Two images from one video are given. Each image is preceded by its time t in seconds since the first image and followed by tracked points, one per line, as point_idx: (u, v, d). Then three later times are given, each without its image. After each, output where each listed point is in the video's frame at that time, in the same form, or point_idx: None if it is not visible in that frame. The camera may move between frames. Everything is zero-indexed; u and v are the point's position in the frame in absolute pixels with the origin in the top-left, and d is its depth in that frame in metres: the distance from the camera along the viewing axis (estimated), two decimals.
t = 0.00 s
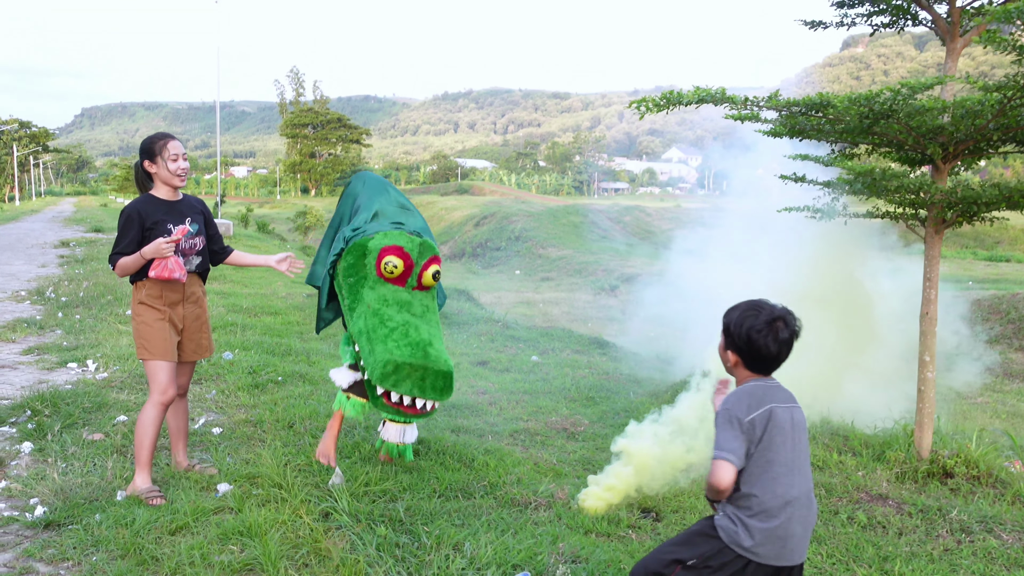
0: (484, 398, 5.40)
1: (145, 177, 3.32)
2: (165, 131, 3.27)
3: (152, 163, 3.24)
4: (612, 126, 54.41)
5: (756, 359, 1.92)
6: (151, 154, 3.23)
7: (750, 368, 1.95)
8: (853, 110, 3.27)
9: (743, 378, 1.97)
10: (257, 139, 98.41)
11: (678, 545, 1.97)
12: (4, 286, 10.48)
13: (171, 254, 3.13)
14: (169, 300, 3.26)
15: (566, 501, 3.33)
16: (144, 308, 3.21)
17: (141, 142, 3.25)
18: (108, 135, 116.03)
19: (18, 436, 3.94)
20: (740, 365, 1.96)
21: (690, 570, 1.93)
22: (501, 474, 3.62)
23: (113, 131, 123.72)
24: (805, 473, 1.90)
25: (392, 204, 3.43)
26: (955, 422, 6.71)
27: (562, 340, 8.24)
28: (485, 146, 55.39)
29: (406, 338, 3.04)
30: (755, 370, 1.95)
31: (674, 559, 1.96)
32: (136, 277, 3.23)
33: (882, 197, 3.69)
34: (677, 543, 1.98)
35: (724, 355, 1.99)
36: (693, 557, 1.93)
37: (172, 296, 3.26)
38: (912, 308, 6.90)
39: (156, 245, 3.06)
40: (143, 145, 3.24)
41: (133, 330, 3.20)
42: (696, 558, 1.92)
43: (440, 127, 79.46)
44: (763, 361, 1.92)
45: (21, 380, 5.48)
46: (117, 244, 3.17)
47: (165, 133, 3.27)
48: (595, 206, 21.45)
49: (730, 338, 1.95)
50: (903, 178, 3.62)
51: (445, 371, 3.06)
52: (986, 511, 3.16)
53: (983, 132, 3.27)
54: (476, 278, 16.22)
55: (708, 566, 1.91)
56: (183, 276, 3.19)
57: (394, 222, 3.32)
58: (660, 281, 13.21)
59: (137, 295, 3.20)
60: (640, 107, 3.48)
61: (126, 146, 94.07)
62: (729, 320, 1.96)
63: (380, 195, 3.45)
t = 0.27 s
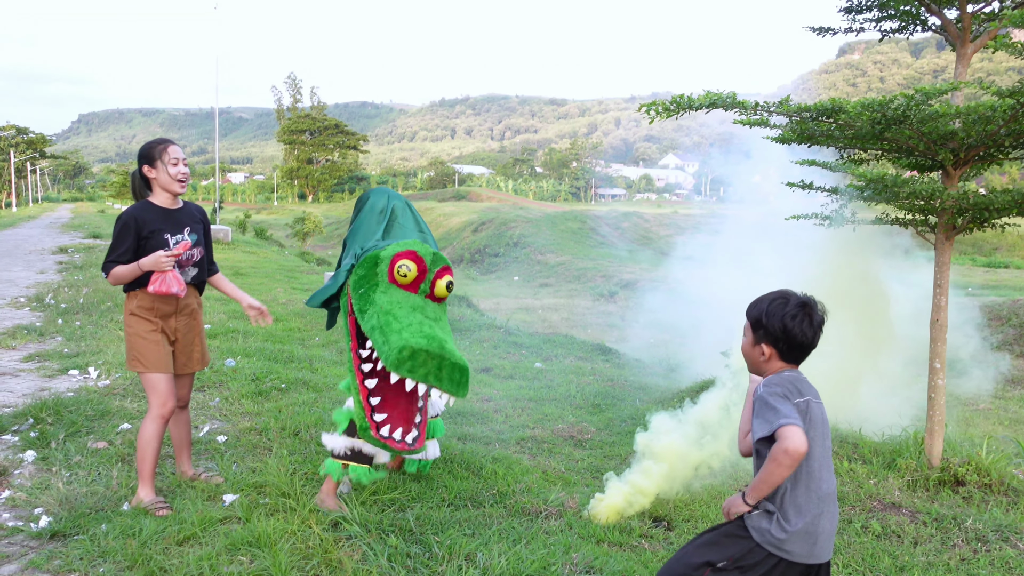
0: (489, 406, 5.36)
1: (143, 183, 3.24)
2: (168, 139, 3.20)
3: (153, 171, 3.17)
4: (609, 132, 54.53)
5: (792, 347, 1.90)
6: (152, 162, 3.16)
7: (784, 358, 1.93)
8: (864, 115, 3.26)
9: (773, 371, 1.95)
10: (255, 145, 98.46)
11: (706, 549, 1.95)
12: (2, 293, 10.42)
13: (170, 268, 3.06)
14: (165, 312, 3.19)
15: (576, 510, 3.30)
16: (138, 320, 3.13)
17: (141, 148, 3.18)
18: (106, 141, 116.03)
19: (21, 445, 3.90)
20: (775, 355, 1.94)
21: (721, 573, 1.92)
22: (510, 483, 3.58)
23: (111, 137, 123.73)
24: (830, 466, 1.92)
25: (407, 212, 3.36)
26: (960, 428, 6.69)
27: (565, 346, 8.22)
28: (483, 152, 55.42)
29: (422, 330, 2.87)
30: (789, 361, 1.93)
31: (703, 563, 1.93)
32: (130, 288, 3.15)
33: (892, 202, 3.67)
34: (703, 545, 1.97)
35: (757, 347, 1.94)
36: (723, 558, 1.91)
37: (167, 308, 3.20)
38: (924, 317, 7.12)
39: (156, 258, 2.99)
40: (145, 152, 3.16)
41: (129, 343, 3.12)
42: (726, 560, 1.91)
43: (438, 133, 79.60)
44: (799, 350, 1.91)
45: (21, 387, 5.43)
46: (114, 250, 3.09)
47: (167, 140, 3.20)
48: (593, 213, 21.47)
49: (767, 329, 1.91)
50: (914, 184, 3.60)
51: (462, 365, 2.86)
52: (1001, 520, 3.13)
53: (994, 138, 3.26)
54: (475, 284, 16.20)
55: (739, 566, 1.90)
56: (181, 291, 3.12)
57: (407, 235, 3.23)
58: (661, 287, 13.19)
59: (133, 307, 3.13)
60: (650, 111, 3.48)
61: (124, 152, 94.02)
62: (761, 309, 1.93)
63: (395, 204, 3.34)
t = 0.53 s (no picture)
0: (489, 412, 5.35)
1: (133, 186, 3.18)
2: (161, 142, 3.15)
3: (145, 175, 3.11)
4: (603, 138, 54.73)
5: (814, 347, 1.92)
6: (143, 166, 3.10)
7: (802, 361, 1.93)
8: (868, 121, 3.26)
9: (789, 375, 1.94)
10: (248, 151, 98.34)
11: None
12: None
13: (159, 277, 2.99)
14: (154, 320, 3.13)
15: (581, 517, 3.28)
16: (126, 329, 3.07)
17: (133, 151, 3.12)
18: (99, 147, 115.70)
19: (18, 452, 3.85)
20: (796, 359, 1.93)
21: None
22: (514, 490, 3.56)
23: (105, 142, 123.41)
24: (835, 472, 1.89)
25: (420, 222, 3.32)
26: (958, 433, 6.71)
27: (564, 352, 8.21)
28: (476, 157, 55.44)
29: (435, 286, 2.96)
30: (806, 365, 1.94)
31: None
32: (118, 295, 3.08)
33: (895, 207, 3.68)
34: None
35: (778, 354, 1.91)
36: None
37: (156, 317, 3.13)
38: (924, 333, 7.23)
39: (145, 265, 2.92)
40: (136, 156, 3.10)
41: (119, 352, 3.07)
42: None
43: (432, 138, 79.68)
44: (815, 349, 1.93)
45: (17, 394, 5.38)
46: (100, 256, 3.02)
47: (160, 144, 3.15)
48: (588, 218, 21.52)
49: (789, 333, 1.90)
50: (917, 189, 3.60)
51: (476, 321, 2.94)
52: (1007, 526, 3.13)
53: (997, 144, 3.27)
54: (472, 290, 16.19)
55: None
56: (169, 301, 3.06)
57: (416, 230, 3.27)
58: (657, 293, 13.20)
59: (122, 316, 3.07)
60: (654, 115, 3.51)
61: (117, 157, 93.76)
62: (776, 311, 1.92)
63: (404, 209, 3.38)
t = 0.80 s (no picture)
0: (480, 416, 5.33)
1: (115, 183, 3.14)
2: (144, 138, 3.13)
3: (127, 170, 3.08)
4: (587, 142, 55.05)
5: (796, 383, 1.91)
6: (126, 160, 3.07)
7: (785, 398, 1.91)
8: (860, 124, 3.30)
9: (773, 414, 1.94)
10: (231, 154, 97.57)
11: None
12: None
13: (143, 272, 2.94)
14: (139, 321, 3.08)
15: (575, 521, 3.28)
16: (111, 332, 3.02)
17: (115, 146, 3.09)
18: (78, 149, 114.19)
19: (3, 459, 3.77)
20: (780, 395, 1.92)
21: None
22: (508, 494, 3.55)
23: (84, 144, 121.82)
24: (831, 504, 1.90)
25: (417, 216, 3.30)
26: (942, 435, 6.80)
27: (552, 356, 8.22)
28: (460, 161, 55.45)
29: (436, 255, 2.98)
30: (790, 401, 1.92)
31: None
32: (101, 296, 3.02)
33: (886, 210, 3.72)
34: None
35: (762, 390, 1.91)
36: None
37: (141, 317, 3.07)
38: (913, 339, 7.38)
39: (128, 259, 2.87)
40: (119, 151, 3.08)
41: (103, 356, 3.02)
42: None
43: (416, 142, 79.63)
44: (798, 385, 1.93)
45: None
46: (81, 255, 2.96)
47: (144, 140, 3.13)
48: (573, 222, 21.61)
49: (773, 367, 1.89)
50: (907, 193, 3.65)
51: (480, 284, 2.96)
52: (999, 528, 3.17)
53: (987, 147, 3.33)
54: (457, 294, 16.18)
55: None
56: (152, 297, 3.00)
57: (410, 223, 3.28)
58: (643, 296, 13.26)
59: (106, 317, 3.01)
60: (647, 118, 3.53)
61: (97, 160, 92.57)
62: (760, 346, 1.92)
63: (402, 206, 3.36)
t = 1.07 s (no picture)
0: (476, 416, 5.33)
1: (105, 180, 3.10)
2: (135, 133, 3.11)
3: (119, 166, 3.04)
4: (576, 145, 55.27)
5: (791, 368, 1.89)
6: (119, 156, 3.04)
7: (782, 383, 1.90)
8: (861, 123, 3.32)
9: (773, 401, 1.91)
10: (218, 155, 97.02)
11: None
12: None
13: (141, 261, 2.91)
14: (136, 318, 3.04)
15: (577, 521, 3.28)
16: (106, 332, 2.98)
17: (105, 143, 3.06)
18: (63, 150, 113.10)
19: None
20: (776, 383, 1.90)
21: None
22: (508, 494, 3.54)
23: (69, 145, 120.72)
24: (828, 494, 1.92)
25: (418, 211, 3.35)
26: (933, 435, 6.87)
27: (546, 357, 8.22)
28: (449, 163, 55.49)
29: (412, 315, 2.99)
30: (787, 387, 1.90)
31: None
32: (96, 295, 2.99)
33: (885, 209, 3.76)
34: None
35: (758, 380, 1.89)
36: None
37: (138, 313, 3.04)
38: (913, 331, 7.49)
39: (126, 249, 2.84)
40: (110, 147, 3.05)
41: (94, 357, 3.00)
42: None
43: (405, 144, 79.57)
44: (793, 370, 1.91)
45: None
46: (74, 255, 2.93)
47: (134, 134, 3.11)
48: (563, 224, 21.68)
49: (763, 355, 1.88)
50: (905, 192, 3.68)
51: (451, 355, 3.01)
52: (1000, 527, 3.20)
53: (985, 146, 3.36)
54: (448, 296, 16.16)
55: None
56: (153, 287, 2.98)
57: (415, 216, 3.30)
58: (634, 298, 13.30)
59: (102, 316, 2.98)
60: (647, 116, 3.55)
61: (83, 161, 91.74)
62: (746, 336, 1.92)
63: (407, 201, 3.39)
